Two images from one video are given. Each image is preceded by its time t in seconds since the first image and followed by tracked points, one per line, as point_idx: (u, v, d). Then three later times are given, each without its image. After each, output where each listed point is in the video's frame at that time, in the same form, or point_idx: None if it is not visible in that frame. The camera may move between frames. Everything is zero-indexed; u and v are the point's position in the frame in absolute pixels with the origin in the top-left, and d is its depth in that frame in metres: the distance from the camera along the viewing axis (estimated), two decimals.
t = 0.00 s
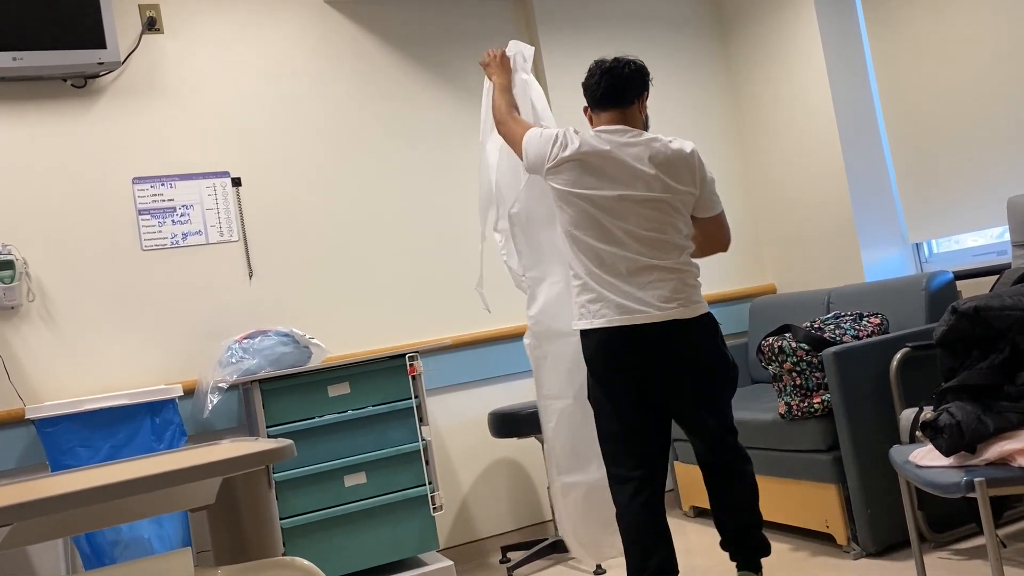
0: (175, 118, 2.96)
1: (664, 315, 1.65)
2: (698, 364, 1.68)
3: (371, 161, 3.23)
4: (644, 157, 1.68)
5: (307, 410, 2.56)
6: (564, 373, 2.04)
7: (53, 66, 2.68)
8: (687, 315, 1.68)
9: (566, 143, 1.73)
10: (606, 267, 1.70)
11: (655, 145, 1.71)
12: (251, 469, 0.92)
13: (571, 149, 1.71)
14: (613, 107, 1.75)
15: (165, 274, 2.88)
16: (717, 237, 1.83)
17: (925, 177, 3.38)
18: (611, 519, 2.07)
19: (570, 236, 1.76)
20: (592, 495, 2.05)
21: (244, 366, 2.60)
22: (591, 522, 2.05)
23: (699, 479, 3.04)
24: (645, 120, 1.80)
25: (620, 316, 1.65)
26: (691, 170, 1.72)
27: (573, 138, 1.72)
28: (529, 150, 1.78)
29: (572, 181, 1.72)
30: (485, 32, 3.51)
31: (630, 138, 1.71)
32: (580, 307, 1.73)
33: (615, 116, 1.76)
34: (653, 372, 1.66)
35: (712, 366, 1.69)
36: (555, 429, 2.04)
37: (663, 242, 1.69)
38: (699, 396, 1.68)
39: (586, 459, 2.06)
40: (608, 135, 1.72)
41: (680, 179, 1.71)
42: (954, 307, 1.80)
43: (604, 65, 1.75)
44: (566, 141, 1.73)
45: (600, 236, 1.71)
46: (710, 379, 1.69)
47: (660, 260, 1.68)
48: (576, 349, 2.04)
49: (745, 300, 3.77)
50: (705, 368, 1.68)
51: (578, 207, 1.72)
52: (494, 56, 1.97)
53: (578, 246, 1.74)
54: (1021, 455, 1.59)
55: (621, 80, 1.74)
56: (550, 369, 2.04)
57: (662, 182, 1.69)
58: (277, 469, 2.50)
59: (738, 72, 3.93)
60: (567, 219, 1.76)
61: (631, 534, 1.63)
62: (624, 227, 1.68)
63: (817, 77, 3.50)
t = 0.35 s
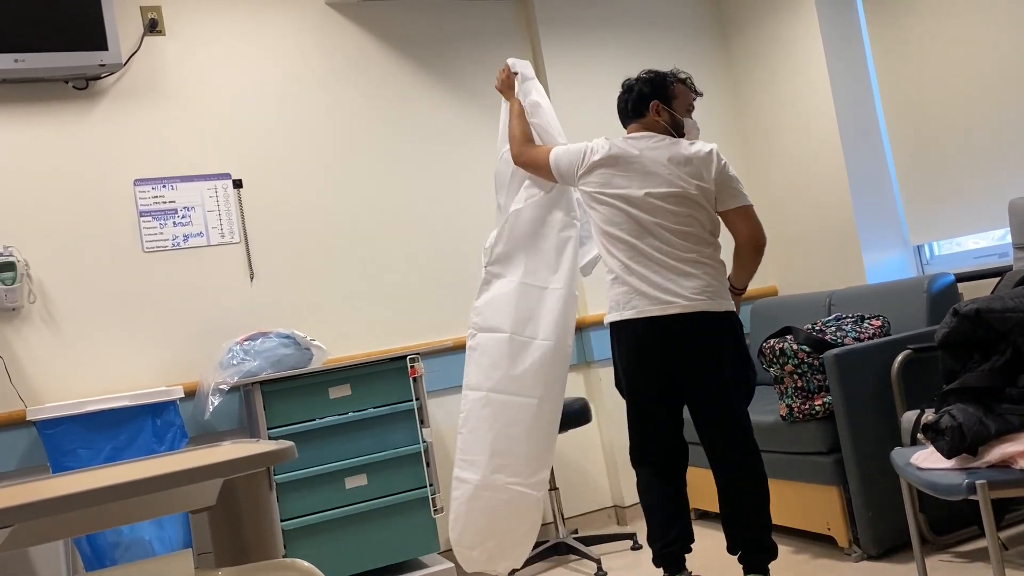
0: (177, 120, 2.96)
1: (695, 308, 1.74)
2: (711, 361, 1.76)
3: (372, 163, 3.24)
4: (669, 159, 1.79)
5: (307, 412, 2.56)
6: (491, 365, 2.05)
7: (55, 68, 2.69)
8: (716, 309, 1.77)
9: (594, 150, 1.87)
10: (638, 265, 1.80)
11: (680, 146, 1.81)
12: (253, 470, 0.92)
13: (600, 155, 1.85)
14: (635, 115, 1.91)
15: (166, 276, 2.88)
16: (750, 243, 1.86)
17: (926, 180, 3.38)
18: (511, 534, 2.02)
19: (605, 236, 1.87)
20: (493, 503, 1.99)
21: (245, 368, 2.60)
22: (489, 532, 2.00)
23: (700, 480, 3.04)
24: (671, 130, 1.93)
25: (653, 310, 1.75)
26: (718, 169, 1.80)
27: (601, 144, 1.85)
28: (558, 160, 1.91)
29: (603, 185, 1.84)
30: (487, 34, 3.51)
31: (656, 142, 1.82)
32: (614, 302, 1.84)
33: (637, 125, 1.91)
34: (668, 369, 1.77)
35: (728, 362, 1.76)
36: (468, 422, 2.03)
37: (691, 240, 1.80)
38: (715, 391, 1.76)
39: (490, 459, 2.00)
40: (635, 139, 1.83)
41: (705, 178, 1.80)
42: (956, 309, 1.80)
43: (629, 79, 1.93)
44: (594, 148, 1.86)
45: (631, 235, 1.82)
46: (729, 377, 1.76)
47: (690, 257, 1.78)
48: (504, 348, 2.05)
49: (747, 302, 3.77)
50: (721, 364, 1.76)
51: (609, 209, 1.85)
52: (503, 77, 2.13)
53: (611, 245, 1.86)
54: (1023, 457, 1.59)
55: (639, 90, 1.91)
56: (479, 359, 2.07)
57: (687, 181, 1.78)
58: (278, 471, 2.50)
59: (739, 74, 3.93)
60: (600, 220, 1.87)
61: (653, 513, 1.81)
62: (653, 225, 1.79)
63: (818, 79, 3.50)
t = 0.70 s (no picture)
0: (178, 122, 2.96)
1: (688, 320, 1.77)
2: (722, 361, 1.76)
3: (374, 164, 3.24)
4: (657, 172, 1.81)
5: (308, 413, 2.56)
6: (501, 365, 2.11)
7: (57, 70, 2.69)
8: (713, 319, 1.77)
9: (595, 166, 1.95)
10: (638, 276, 1.86)
11: (671, 156, 1.81)
12: (253, 472, 0.92)
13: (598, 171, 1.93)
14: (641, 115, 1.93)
15: (167, 278, 2.88)
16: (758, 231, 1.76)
17: (927, 181, 3.39)
18: (503, 528, 2.05)
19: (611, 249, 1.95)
20: (485, 497, 2.05)
21: (246, 370, 2.60)
22: (479, 524, 2.06)
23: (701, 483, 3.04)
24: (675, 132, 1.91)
25: (649, 322, 1.81)
26: (707, 177, 1.77)
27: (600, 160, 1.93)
28: (568, 175, 2.04)
29: (603, 199, 1.92)
30: (488, 36, 3.52)
31: (647, 154, 1.84)
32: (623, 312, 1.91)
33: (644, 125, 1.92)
34: (680, 371, 1.79)
35: (740, 364, 1.77)
36: (476, 420, 2.11)
37: (688, 250, 1.81)
38: (726, 390, 1.76)
39: (490, 451, 2.06)
40: (630, 152, 1.88)
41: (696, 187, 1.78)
42: (957, 311, 1.80)
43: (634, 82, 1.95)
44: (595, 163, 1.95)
45: (632, 247, 1.88)
46: (736, 380, 1.76)
47: (686, 268, 1.80)
48: (512, 348, 2.11)
49: (747, 304, 3.77)
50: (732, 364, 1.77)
51: (610, 224, 1.92)
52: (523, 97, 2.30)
53: (617, 258, 1.93)
54: None
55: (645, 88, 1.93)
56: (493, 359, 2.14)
57: (678, 193, 1.79)
58: (278, 472, 2.50)
59: (740, 76, 3.93)
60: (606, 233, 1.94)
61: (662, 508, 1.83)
62: (648, 237, 1.84)
63: (819, 82, 3.51)
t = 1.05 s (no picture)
0: (179, 124, 2.97)
1: (746, 319, 1.76)
2: (779, 368, 1.74)
3: (374, 166, 3.24)
4: (741, 163, 1.78)
5: (308, 415, 2.56)
6: (554, 369, 2.21)
7: (58, 72, 2.69)
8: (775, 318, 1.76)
9: (676, 146, 1.90)
10: (704, 271, 1.86)
11: (756, 148, 1.77)
12: (254, 475, 0.92)
13: (679, 154, 1.89)
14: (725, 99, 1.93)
15: (168, 279, 2.88)
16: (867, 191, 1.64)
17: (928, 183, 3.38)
18: (558, 528, 2.11)
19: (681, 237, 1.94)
20: (538, 498, 2.14)
21: (247, 371, 2.60)
22: (536, 525, 2.13)
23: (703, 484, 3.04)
24: (760, 115, 1.90)
25: (706, 318, 1.84)
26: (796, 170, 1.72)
27: (683, 143, 1.89)
28: (644, 154, 1.96)
29: (677, 186, 1.89)
30: (489, 38, 3.52)
31: (733, 144, 1.81)
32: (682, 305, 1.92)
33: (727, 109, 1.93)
34: (727, 374, 1.82)
35: (801, 370, 1.73)
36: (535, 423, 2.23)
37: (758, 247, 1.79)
38: (782, 394, 1.74)
39: (543, 452, 2.16)
40: (718, 139, 1.84)
41: (779, 182, 1.74)
42: (958, 313, 1.80)
43: (720, 66, 1.95)
44: (677, 145, 1.90)
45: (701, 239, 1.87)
46: (792, 384, 1.73)
47: (752, 268, 1.78)
48: (561, 349, 2.20)
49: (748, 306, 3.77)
50: (790, 371, 1.73)
51: (682, 213, 1.90)
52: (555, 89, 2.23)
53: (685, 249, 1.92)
54: None
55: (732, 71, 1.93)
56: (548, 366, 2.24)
57: (758, 187, 1.76)
58: (278, 474, 2.50)
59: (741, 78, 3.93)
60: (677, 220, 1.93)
61: (689, 499, 1.96)
62: (720, 231, 1.82)
63: (820, 85, 3.51)
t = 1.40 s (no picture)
0: (180, 125, 2.97)
1: (789, 304, 1.84)
2: (819, 356, 1.81)
3: (375, 168, 3.24)
4: (827, 145, 1.77)
5: (309, 416, 2.56)
6: (610, 360, 2.23)
7: (59, 73, 2.69)
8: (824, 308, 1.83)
9: (762, 115, 1.87)
10: (760, 252, 1.91)
11: (846, 130, 1.75)
12: (254, 476, 0.92)
13: (764, 124, 1.86)
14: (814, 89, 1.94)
15: (169, 280, 2.88)
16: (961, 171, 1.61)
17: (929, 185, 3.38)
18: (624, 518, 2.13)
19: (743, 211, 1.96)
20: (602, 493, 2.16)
21: (247, 373, 2.60)
22: (603, 522, 2.15)
23: (705, 486, 3.05)
24: (854, 101, 1.89)
25: (750, 297, 1.91)
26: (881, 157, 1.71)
27: (774, 113, 1.86)
28: (725, 120, 1.91)
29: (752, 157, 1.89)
30: (491, 38, 3.52)
31: (824, 124, 1.79)
32: (729, 281, 1.99)
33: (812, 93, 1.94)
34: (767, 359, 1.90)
35: (842, 361, 1.81)
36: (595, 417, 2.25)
37: (824, 232, 1.82)
38: (815, 384, 1.82)
39: (606, 444, 2.18)
40: (811, 116, 1.82)
41: (865, 166, 1.74)
42: (960, 315, 1.80)
43: (825, 46, 1.93)
44: (765, 114, 1.87)
45: (765, 217, 1.89)
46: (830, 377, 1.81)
47: (807, 254, 1.83)
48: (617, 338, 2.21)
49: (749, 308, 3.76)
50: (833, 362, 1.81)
51: (751, 189, 1.92)
52: (605, 66, 2.10)
53: (744, 226, 1.96)
54: None
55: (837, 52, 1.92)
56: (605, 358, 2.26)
57: (848, 167, 1.75)
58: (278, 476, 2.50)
59: (742, 79, 3.93)
60: (746, 191, 1.94)
61: (725, 480, 2.06)
62: (787, 212, 1.85)
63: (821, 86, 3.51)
